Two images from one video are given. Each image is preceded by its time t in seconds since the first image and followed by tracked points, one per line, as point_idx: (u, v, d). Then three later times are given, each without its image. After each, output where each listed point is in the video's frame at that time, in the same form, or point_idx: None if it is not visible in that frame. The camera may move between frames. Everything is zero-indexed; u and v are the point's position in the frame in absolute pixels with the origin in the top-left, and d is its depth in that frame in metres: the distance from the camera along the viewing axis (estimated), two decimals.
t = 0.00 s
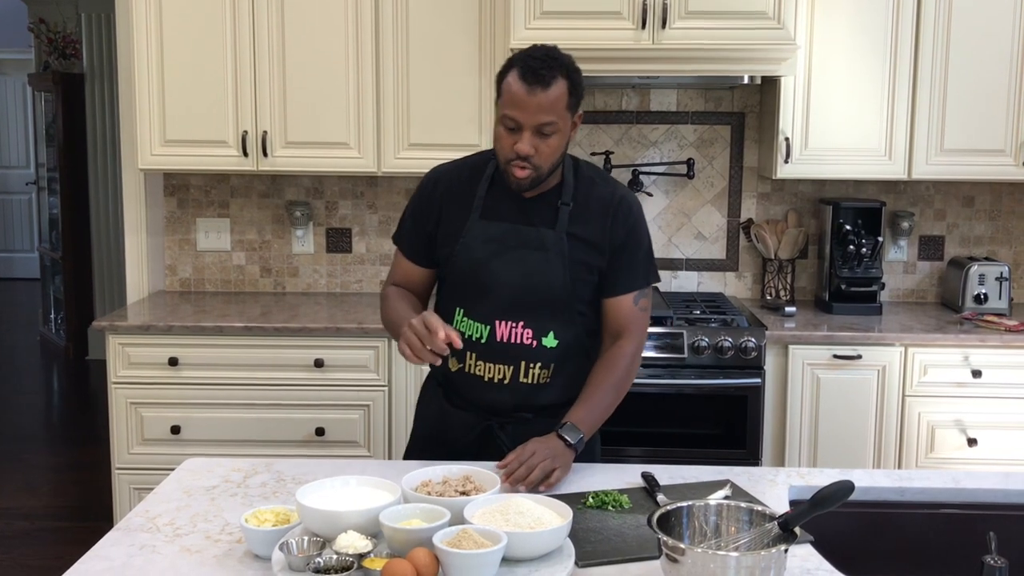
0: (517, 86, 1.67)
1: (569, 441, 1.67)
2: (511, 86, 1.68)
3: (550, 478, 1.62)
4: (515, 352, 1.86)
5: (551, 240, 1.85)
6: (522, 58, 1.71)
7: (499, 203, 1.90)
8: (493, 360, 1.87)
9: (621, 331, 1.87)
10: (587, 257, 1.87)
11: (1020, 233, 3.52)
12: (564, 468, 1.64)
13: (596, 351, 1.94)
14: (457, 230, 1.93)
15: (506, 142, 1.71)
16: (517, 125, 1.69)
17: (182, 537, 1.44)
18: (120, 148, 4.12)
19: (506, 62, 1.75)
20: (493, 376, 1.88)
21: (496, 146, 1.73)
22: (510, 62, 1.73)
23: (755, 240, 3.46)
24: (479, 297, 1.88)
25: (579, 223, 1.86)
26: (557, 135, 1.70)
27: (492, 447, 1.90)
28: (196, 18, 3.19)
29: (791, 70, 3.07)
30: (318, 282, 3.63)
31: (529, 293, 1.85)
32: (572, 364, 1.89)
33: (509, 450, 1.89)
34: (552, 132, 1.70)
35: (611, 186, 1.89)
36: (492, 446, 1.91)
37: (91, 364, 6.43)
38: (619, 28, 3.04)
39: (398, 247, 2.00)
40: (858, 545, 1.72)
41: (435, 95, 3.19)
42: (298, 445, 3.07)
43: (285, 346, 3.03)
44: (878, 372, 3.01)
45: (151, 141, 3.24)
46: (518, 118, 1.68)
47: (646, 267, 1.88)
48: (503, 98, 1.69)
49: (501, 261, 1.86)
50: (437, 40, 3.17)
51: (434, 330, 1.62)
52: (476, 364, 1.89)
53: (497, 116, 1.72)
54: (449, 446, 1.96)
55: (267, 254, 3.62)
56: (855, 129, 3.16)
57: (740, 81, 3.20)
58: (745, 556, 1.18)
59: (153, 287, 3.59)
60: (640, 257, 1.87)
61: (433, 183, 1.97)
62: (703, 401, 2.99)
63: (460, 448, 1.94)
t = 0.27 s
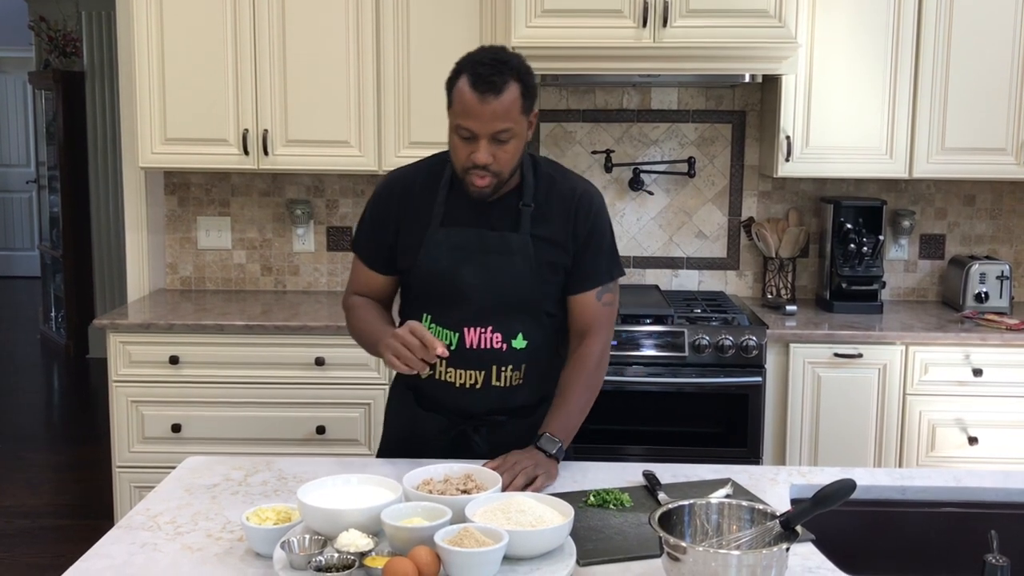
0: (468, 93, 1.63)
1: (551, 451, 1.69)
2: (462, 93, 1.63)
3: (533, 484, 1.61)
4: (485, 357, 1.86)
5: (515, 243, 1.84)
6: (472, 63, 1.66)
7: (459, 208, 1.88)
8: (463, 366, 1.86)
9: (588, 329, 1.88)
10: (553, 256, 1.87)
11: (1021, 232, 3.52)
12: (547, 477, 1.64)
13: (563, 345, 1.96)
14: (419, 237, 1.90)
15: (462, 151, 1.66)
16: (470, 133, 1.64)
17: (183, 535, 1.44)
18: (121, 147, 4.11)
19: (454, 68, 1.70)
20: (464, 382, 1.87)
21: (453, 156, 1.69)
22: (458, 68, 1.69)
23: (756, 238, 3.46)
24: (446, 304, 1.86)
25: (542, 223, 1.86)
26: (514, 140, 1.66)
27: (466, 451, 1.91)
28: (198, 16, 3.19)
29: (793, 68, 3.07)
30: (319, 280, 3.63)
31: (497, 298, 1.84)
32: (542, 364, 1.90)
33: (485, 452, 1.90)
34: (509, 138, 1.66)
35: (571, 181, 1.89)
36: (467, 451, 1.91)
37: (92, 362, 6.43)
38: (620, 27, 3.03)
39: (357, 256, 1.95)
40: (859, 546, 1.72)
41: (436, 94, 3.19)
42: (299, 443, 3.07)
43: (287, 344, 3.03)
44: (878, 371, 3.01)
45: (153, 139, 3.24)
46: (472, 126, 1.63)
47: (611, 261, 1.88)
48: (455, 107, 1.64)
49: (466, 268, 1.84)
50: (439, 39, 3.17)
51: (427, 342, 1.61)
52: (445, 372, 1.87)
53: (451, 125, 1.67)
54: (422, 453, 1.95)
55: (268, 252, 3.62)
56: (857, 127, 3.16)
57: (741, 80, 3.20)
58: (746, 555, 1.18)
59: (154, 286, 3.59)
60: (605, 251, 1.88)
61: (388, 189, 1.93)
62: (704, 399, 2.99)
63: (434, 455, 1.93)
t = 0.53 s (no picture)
0: (425, 100, 1.60)
1: (550, 450, 1.70)
2: (419, 100, 1.61)
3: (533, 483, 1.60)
4: (466, 359, 1.86)
5: (489, 243, 1.84)
6: (424, 65, 1.63)
7: (427, 212, 1.86)
8: (444, 372, 1.86)
9: (564, 321, 1.91)
10: (526, 252, 1.87)
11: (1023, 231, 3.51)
12: (547, 477, 1.63)
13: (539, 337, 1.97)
14: (388, 245, 1.87)
15: (425, 156, 1.65)
16: (432, 139, 1.63)
17: (184, 533, 1.44)
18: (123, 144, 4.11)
19: (406, 71, 1.67)
20: (446, 387, 1.87)
21: (416, 161, 1.68)
22: (411, 71, 1.65)
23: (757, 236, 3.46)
24: (422, 311, 1.85)
25: (513, 220, 1.86)
26: (476, 140, 1.65)
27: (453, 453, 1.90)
28: (199, 15, 3.18)
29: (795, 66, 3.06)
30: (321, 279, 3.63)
31: (476, 301, 1.84)
32: (521, 360, 1.91)
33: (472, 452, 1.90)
34: (471, 139, 1.65)
35: (536, 174, 1.89)
36: (453, 453, 1.90)
37: (93, 360, 6.43)
38: (622, 25, 3.03)
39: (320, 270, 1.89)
40: (860, 545, 1.71)
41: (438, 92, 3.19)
42: (300, 441, 3.07)
43: (288, 342, 3.03)
44: (880, 369, 3.01)
45: (154, 137, 3.24)
46: (432, 131, 1.62)
47: (581, 250, 1.90)
48: (413, 114, 1.62)
49: (441, 274, 1.83)
50: (441, 37, 3.16)
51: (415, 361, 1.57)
52: (426, 378, 1.87)
53: (411, 130, 1.65)
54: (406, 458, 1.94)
55: (269, 250, 3.62)
56: (859, 125, 3.15)
57: (744, 78, 3.20)
58: (747, 554, 1.18)
59: (156, 284, 3.59)
60: (575, 240, 1.89)
61: (348, 199, 1.87)
62: (706, 398, 2.99)
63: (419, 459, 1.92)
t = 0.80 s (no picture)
0: (411, 100, 1.59)
1: (550, 447, 1.70)
2: (405, 101, 1.60)
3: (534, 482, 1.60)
4: (460, 358, 1.87)
5: (480, 243, 1.83)
6: (407, 66, 1.62)
7: (415, 213, 1.84)
8: (439, 371, 1.86)
9: (550, 317, 1.93)
10: (516, 249, 1.86)
11: None
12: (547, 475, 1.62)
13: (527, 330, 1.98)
14: (376, 248, 1.84)
15: (414, 158, 1.64)
16: (421, 139, 1.62)
17: (185, 531, 1.43)
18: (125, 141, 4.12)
19: (388, 73, 1.66)
20: (441, 386, 1.87)
21: (405, 163, 1.67)
22: (393, 73, 1.64)
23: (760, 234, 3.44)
24: (415, 312, 1.84)
25: (502, 217, 1.85)
26: (465, 138, 1.64)
27: (449, 451, 1.91)
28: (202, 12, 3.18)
29: (798, 63, 3.05)
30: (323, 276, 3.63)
31: (469, 301, 1.83)
32: (513, 355, 1.93)
33: (468, 449, 1.91)
34: (460, 137, 1.64)
35: (520, 168, 1.88)
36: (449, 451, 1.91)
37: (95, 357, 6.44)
38: (625, 21, 3.02)
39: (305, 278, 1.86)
40: (862, 542, 1.71)
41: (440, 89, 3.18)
42: (303, 438, 3.07)
43: (291, 340, 3.03)
44: (883, 367, 3.00)
45: (157, 134, 3.24)
46: (421, 132, 1.61)
47: (566, 241, 1.91)
48: (400, 115, 1.61)
49: (434, 276, 1.81)
50: (443, 33, 3.16)
51: (415, 370, 1.56)
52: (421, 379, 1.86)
53: (398, 132, 1.64)
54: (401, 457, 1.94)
55: (272, 247, 3.62)
56: (862, 122, 3.14)
57: (747, 75, 3.19)
58: (750, 552, 1.17)
59: (158, 281, 3.59)
60: (561, 232, 1.90)
61: (332, 204, 1.84)
62: (708, 395, 2.98)
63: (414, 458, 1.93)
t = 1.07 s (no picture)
0: (421, 100, 1.59)
1: (554, 445, 1.70)
2: (415, 100, 1.60)
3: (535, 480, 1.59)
4: (470, 357, 1.87)
5: (491, 242, 1.83)
6: (418, 65, 1.62)
7: (426, 211, 1.84)
8: (448, 370, 1.86)
9: (559, 314, 1.92)
10: (526, 248, 1.87)
11: None
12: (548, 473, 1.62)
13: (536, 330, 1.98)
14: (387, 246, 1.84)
15: (424, 157, 1.64)
16: (430, 139, 1.62)
17: (188, 528, 1.44)
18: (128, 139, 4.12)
19: (399, 71, 1.66)
20: (450, 385, 1.87)
21: (415, 162, 1.67)
22: (404, 71, 1.64)
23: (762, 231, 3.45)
24: (426, 311, 1.84)
25: (513, 216, 1.85)
26: (474, 138, 1.64)
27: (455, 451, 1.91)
28: (203, 10, 3.18)
29: (800, 60, 3.05)
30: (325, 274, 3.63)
31: (480, 300, 1.84)
32: (522, 354, 1.93)
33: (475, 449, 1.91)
34: (470, 137, 1.64)
35: (532, 166, 1.88)
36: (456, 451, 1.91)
37: (98, 355, 6.44)
38: (627, 19, 3.02)
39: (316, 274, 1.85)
40: (863, 539, 1.71)
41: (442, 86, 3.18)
42: (305, 436, 3.07)
43: (293, 337, 3.03)
44: (886, 365, 3.00)
45: (159, 132, 3.24)
46: (430, 131, 1.60)
47: (577, 241, 1.91)
48: (410, 114, 1.61)
49: (445, 274, 1.82)
50: (445, 31, 3.15)
51: (425, 375, 1.56)
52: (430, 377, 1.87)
53: (408, 131, 1.64)
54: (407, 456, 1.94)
55: (274, 245, 3.62)
56: (865, 119, 3.14)
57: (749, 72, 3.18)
58: (752, 550, 1.17)
59: (161, 279, 3.59)
60: (571, 231, 1.90)
61: (343, 201, 1.83)
62: (711, 393, 2.98)
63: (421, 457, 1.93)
